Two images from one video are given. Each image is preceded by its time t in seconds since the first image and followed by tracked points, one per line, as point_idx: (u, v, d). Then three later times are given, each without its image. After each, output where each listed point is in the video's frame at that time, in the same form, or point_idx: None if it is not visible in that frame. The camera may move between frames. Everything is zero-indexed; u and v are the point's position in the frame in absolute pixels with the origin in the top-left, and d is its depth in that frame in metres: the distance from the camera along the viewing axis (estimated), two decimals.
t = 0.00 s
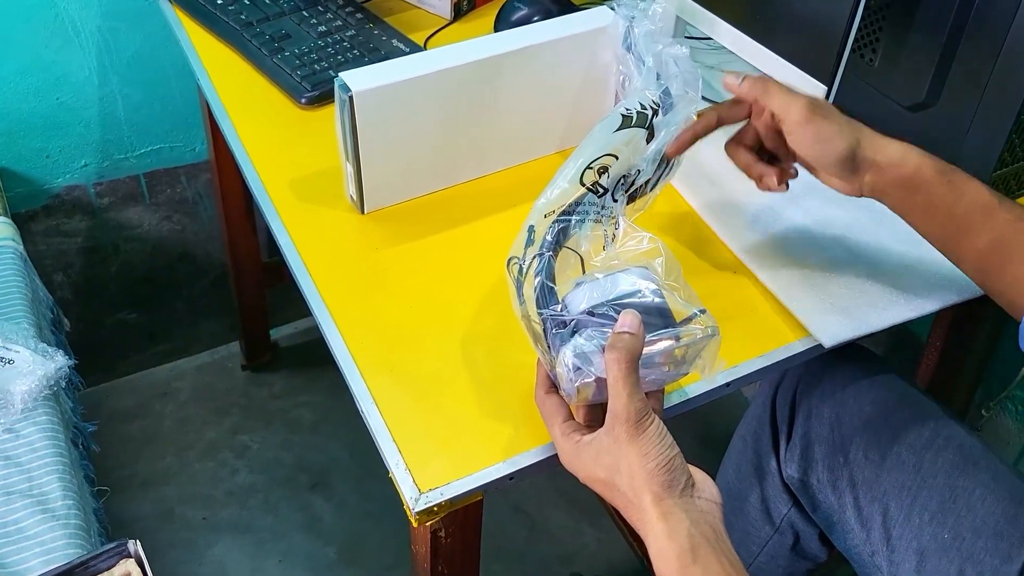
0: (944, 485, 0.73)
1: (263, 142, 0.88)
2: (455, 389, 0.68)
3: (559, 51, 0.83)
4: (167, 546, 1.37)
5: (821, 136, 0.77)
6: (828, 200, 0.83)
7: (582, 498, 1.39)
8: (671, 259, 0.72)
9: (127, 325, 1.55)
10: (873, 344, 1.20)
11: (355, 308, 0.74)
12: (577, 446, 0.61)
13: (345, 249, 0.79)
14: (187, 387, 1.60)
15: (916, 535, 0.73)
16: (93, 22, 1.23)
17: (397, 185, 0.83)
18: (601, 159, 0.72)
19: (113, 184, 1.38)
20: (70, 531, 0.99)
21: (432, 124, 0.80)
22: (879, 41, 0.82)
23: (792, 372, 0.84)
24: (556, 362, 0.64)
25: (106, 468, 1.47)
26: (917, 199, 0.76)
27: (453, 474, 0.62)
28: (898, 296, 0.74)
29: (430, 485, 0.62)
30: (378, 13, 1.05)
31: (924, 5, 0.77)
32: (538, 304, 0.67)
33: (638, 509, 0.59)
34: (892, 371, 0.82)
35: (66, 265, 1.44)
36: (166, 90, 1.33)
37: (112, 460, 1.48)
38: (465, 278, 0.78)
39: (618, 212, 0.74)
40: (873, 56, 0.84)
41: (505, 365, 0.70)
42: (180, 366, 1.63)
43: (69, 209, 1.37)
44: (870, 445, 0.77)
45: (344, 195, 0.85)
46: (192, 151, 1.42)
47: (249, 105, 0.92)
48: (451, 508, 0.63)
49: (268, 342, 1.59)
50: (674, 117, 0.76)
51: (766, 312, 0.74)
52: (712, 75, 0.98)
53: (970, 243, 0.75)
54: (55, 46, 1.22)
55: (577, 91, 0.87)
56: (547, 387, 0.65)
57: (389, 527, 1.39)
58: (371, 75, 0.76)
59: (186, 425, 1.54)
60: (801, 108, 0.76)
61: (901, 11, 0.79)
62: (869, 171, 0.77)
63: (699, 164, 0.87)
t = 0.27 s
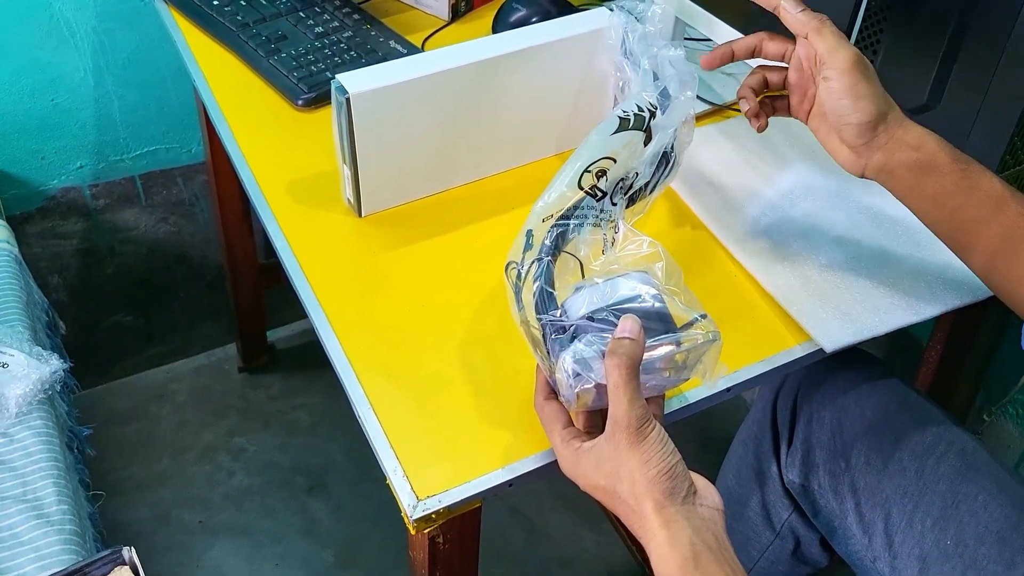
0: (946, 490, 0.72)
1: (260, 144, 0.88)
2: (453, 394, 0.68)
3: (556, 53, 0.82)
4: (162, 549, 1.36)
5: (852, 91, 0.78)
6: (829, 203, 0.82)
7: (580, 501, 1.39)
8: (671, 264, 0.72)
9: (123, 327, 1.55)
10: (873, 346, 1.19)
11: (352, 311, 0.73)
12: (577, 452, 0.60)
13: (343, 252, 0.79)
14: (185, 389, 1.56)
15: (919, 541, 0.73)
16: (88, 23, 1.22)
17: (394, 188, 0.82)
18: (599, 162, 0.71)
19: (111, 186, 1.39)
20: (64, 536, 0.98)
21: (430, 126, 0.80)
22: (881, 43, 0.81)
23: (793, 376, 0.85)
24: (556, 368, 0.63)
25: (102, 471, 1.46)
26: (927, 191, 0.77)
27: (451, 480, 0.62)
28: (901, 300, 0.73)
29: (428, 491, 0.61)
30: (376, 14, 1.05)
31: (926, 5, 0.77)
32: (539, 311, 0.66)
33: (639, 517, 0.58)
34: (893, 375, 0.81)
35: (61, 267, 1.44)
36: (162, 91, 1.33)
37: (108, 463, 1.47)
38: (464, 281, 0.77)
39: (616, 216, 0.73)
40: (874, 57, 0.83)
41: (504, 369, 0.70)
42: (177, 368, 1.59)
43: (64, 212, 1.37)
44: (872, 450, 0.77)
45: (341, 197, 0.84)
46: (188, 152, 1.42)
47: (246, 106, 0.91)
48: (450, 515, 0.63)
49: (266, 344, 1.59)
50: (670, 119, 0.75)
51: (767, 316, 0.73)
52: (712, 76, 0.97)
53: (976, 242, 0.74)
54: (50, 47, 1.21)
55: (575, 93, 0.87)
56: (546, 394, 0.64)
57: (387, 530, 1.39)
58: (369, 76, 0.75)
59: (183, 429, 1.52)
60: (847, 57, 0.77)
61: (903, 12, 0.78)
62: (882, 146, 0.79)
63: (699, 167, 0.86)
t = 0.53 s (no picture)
0: (953, 493, 0.72)
1: (259, 143, 0.87)
2: (455, 396, 0.67)
3: (558, 52, 0.82)
4: (160, 550, 1.35)
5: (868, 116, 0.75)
6: (833, 204, 0.82)
7: (580, 502, 1.38)
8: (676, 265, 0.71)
9: (120, 326, 1.54)
10: (874, 346, 1.19)
11: (352, 312, 0.73)
12: (581, 456, 0.59)
13: (343, 252, 0.78)
14: (181, 388, 1.57)
15: (925, 545, 0.72)
16: (85, 21, 1.21)
17: (395, 188, 0.81)
18: (602, 163, 0.71)
19: (107, 185, 1.37)
20: (62, 538, 0.97)
21: (431, 126, 0.79)
22: (885, 43, 0.81)
23: (798, 380, 0.85)
24: (559, 371, 0.62)
25: (99, 471, 1.45)
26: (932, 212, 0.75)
27: (453, 483, 0.61)
28: (905, 303, 0.73)
29: (430, 495, 0.60)
30: (376, 12, 1.04)
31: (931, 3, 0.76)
32: (542, 312, 0.65)
33: (645, 523, 0.57)
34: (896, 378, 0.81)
35: (58, 265, 1.42)
36: (159, 89, 1.32)
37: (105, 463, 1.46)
38: (465, 282, 0.76)
39: (620, 217, 0.72)
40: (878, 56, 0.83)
41: (506, 371, 0.69)
42: (174, 367, 1.59)
43: (61, 210, 1.36)
44: (878, 454, 0.77)
45: (341, 197, 0.83)
46: (186, 150, 1.41)
47: (245, 105, 0.91)
48: (452, 518, 0.62)
49: (264, 344, 1.58)
50: (675, 120, 0.74)
51: (772, 317, 0.73)
52: (714, 75, 0.96)
53: (977, 247, 0.74)
54: (47, 45, 1.20)
55: (577, 93, 0.86)
56: (550, 397, 0.64)
57: (386, 530, 1.38)
58: (369, 75, 0.75)
59: (180, 427, 1.51)
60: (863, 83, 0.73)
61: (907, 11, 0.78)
62: (891, 172, 0.76)
63: (702, 166, 0.85)
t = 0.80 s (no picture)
0: (955, 494, 0.74)
1: (257, 139, 0.86)
2: (456, 395, 0.66)
3: (558, 48, 0.81)
4: (157, 547, 1.34)
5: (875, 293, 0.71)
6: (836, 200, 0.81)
7: (579, 499, 1.38)
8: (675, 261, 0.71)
9: (117, 323, 1.53)
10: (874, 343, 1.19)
11: (352, 310, 0.72)
12: (582, 454, 0.59)
13: (343, 250, 0.77)
14: (179, 386, 1.57)
15: (926, 543, 0.73)
16: (82, 16, 1.20)
17: (395, 185, 0.81)
18: (600, 160, 0.70)
19: (103, 182, 1.36)
20: (59, 537, 0.97)
21: (431, 122, 0.79)
22: (886, 40, 0.82)
23: (799, 379, 0.84)
24: (560, 368, 0.62)
25: (96, 469, 1.44)
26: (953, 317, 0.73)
27: (454, 482, 0.61)
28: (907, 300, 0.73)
29: (431, 493, 0.60)
30: (374, 8, 1.03)
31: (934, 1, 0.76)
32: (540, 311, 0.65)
33: (648, 519, 0.57)
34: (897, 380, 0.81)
35: (54, 262, 1.41)
36: (156, 86, 1.31)
37: (101, 460, 1.46)
38: (465, 280, 0.76)
39: (619, 214, 0.71)
40: (880, 53, 0.83)
41: (507, 369, 0.69)
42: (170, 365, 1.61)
43: (58, 206, 1.35)
44: (881, 454, 0.77)
45: (341, 194, 0.83)
46: (183, 147, 1.40)
47: (244, 101, 0.90)
48: (453, 518, 0.62)
49: (261, 341, 1.57)
50: (674, 115, 0.74)
51: (772, 315, 0.72)
52: (714, 72, 0.96)
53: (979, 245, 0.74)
54: (43, 40, 1.19)
55: (577, 90, 0.86)
56: (550, 396, 0.63)
57: (384, 528, 1.38)
58: (369, 71, 0.74)
59: (177, 425, 1.51)
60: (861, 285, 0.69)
61: (908, 9, 0.78)
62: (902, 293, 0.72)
63: (702, 164, 0.85)
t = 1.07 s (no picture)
0: (954, 491, 0.74)
1: (257, 138, 0.86)
2: (456, 393, 0.67)
3: (555, 47, 0.81)
4: (156, 545, 1.35)
5: (836, 328, 0.67)
6: (833, 199, 0.81)
7: (577, 496, 1.38)
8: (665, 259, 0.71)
9: (115, 321, 1.53)
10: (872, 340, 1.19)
11: (352, 309, 0.72)
12: (580, 448, 0.60)
13: (342, 249, 0.77)
14: (177, 383, 1.57)
15: (924, 541, 0.73)
16: (80, 14, 1.20)
17: (394, 182, 0.81)
18: (593, 161, 0.70)
19: (102, 179, 1.36)
20: (59, 535, 0.97)
21: (430, 120, 0.79)
22: (885, 38, 0.82)
23: (797, 377, 0.84)
24: (556, 364, 0.62)
25: (95, 466, 1.45)
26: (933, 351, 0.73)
27: (454, 480, 0.61)
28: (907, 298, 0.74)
29: (431, 491, 0.60)
30: (373, 5, 1.03)
31: None
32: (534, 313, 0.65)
33: (648, 508, 0.57)
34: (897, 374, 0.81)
35: (53, 260, 1.41)
36: (155, 84, 1.31)
37: (100, 458, 1.46)
38: (465, 279, 0.76)
39: (608, 215, 0.72)
40: (878, 52, 0.83)
41: (507, 368, 0.69)
42: (170, 362, 1.60)
43: (57, 204, 1.35)
44: (878, 451, 0.78)
45: (340, 192, 0.83)
46: (182, 144, 1.40)
47: (243, 100, 0.90)
48: (452, 515, 0.62)
49: (259, 339, 1.57)
50: (669, 111, 0.74)
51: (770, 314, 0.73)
52: (713, 70, 0.96)
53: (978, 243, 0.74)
54: (41, 37, 1.19)
55: (575, 89, 0.86)
56: (550, 393, 0.64)
57: (383, 525, 1.38)
58: (368, 68, 0.74)
59: (176, 422, 1.51)
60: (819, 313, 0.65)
61: (907, 8, 0.78)
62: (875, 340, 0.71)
63: (701, 162, 0.85)
